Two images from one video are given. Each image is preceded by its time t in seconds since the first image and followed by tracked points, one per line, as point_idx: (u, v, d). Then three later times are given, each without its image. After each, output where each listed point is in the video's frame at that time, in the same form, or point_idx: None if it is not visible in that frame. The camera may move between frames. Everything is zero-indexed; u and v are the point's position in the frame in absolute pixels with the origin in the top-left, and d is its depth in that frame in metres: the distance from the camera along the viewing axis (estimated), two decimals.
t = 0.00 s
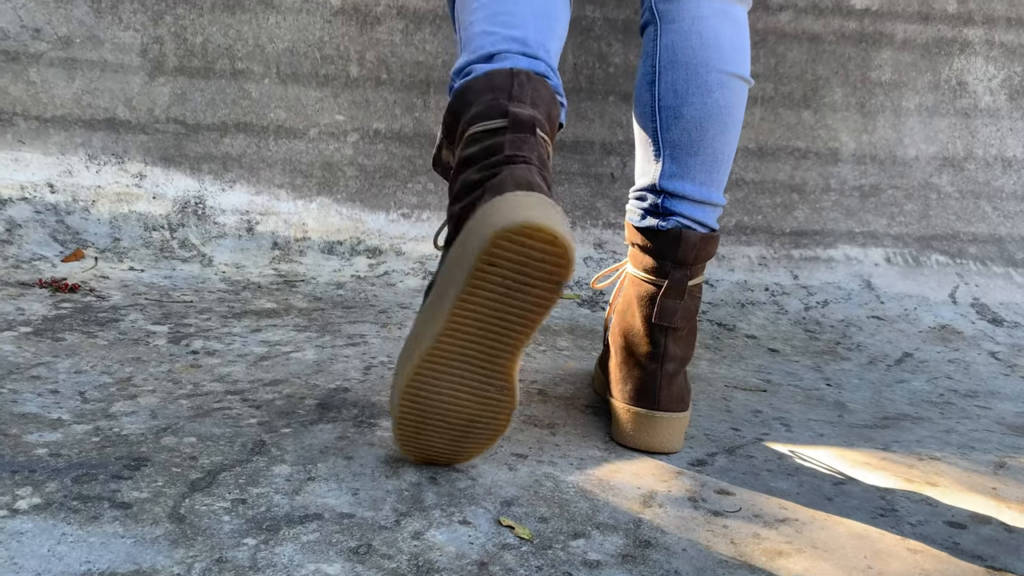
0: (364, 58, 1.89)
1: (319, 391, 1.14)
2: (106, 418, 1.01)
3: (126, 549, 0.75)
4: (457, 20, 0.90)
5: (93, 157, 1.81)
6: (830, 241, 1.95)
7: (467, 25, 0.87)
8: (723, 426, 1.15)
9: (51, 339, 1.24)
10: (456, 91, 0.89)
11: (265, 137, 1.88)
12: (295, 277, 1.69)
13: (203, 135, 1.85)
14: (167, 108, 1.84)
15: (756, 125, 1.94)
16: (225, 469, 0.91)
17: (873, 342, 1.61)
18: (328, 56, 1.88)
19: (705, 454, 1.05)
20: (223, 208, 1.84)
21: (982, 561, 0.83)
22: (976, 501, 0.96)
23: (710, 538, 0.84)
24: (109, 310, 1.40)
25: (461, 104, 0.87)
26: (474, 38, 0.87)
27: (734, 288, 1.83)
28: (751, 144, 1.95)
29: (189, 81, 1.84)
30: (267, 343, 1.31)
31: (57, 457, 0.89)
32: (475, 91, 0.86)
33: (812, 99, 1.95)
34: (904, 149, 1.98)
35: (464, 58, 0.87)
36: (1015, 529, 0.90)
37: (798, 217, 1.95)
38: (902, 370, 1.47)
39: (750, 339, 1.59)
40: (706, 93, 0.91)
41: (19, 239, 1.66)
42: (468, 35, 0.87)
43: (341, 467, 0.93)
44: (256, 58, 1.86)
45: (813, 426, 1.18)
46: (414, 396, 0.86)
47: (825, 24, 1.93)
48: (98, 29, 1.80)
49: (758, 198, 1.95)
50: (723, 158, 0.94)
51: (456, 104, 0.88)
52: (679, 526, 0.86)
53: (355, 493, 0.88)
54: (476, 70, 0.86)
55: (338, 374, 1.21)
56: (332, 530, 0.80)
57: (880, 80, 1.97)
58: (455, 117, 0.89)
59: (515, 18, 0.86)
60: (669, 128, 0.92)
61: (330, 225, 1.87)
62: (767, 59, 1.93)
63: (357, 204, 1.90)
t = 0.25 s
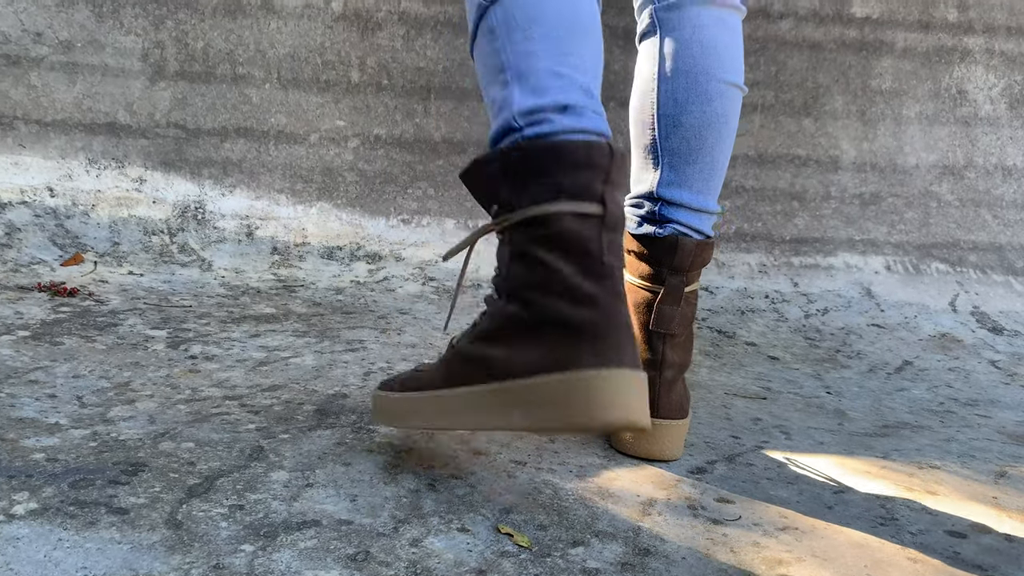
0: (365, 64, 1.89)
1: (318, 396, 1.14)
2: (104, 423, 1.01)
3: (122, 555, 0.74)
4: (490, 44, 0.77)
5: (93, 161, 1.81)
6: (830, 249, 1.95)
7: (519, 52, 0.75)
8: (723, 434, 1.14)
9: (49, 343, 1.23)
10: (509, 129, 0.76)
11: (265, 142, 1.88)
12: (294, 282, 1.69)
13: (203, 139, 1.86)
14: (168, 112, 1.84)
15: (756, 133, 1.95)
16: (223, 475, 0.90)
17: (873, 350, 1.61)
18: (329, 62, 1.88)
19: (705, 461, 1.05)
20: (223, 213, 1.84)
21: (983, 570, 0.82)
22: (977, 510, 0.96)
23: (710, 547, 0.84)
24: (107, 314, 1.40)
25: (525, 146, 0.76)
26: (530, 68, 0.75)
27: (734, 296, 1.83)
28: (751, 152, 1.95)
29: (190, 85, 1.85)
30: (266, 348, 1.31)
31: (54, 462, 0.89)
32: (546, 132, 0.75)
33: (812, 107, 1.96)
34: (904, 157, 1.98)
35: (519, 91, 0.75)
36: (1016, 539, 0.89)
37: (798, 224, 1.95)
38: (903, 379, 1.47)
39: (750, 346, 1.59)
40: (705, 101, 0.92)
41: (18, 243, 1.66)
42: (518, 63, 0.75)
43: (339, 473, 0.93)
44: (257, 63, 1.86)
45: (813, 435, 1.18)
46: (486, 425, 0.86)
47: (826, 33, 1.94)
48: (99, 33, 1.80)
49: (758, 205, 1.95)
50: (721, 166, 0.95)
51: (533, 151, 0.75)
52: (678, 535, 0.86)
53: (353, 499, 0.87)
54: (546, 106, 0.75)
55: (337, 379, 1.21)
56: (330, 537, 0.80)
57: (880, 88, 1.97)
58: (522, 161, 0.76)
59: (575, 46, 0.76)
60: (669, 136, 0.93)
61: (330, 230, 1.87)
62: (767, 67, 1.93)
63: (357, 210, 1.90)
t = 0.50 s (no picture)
0: (363, 67, 1.89)
1: (314, 400, 1.14)
2: (99, 425, 1.00)
3: (116, 558, 0.74)
4: (633, 71, 0.80)
5: (90, 163, 1.81)
6: (827, 254, 1.95)
7: (673, 84, 0.79)
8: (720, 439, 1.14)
9: (44, 345, 1.23)
10: (664, 161, 0.80)
11: (263, 144, 1.87)
12: (291, 285, 1.69)
13: (201, 141, 1.85)
14: (166, 115, 1.84)
15: (754, 138, 1.95)
16: (218, 478, 0.90)
17: (870, 356, 1.61)
18: (327, 65, 1.88)
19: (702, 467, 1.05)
20: (220, 215, 1.84)
21: None
22: (973, 516, 0.96)
23: (706, 552, 0.83)
24: (103, 316, 1.39)
25: (683, 182, 0.81)
26: (683, 104, 0.80)
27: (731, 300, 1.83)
28: (749, 157, 1.95)
29: (188, 87, 1.84)
30: (262, 351, 1.31)
31: (48, 464, 0.89)
32: (702, 168, 0.81)
33: (810, 113, 1.96)
34: (901, 162, 1.99)
35: (675, 124, 0.80)
36: (1013, 545, 0.89)
37: (796, 229, 1.96)
38: (900, 384, 1.47)
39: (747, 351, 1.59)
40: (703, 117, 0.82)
41: (15, 244, 1.66)
42: (672, 96, 0.79)
43: (335, 476, 0.93)
44: (256, 66, 1.86)
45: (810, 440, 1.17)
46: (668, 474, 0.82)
47: (823, 38, 1.94)
48: (97, 35, 1.80)
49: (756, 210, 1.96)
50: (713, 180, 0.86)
51: (708, 193, 0.80)
52: (674, 539, 0.85)
53: (348, 503, 0.87)
54: (702, 143, 0.80)
55: (334, 382, 1.21)
56: (325, 540, 0.80)
57: (878, 94, 1.98)
58: (689, 200, 0.80)
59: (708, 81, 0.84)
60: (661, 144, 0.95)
61: (327, 233, 1.87)
62: (765, 72, 1.93)
63: (355, 213, 1.90)
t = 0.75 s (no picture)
0: (356, 67, 1.89)
1: (305, 400, 1.13)
2: (87, 425, 1.00)
3: (102, 558, 0.73)
4: (742, 135, 0.77)
5: (81, 162, 1.80)
6: (818, 256, 1.96)
7: (770, 159, 0.79)
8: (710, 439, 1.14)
9: (33, 345, 1.22)
10: (748, 235, 0.79)
11: (255, 144, 1.87)
12: (282, 285, 1.68)
13: (193, 141, 1.85)
14: (157, 114, 1.84)
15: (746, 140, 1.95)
16: (206, 478, 0.90)
17: (861, 357, 1.61)
18: (320, 65, 1.88)
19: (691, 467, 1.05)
20: (212, 215, 1.83)
21: None
22: (962, 518, 0.96)
23: (695, 553, 0.83)
24: (93, 315, 1.39)
25: (757, 259, 0.81)
26: (771, 179, 0.80)
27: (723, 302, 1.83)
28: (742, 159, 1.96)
29: (181, 87, 1.84)
30: (253, 351, 1.31)
31: (35, 464, 0.88)
32: (773, 248, 0.81)
33: (802, 115, 1.97)
34: (892, 165, 1.99)
35: (764, 200, 0.79)
36: (1001, 546, 0.90)
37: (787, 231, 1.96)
38: (890, 386, 1.47)
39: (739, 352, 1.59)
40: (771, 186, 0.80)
41: (5, 243, 1.65)
42: (767, 170, 0.78)
43: (324, 476, 0.92)
44: (248, 65, 1.86)
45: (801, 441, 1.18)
46: (695, 538, 0.84)
47: (816, 41, 1.95)
48: (89, 34, 1.80)
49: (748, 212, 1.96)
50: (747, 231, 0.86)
51: (776, 274, 0.81)
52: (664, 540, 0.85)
53: (337, 503, 0.87)
54: (781, 223, 0.80)
55: (324, 383, 1.20)
56: (313, 541, 0.79)
57: (869, 97, 1.98)
58: (758, 281, 0.81)
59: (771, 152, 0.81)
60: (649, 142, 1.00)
61: (319, 233, 1.87)
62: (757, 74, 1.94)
63: (347, 213, 1.89)
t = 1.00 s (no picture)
0: (344, 65, 1.88)
1: (290, 399, 1.13)
2: (70, 424, 0.99)
3: (84, 558, 0.73)
4: (741, 146, 0.77)
5: (67, 160, 1.80)
6: (805, 255, 1.97)
7: (767, 171, 0.78)
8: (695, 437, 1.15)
9: (17, 343, 1.22)
10: (743, 246, 0.79)
11: (243, 142, 1.87)
12: (270, 284, 1.68)
13: (180, 139, 1.84)
14: (144, 111, 1.83)
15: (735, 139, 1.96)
16: (190, 477, 0.89)
17: (847, 356, 1.62)
18: (308, 63, 1.87)
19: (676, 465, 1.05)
20: (199, 213, 1.83)
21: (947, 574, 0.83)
22: (944, 515, 0.97)
23: (679, 549, 0.84)
24: (78, 314, 1.38)
25: (748, 269, 0.81)
26: (767, 190, 0.79)
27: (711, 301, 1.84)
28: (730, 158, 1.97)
29: (168, 84, 1.83)
30: (239, 349, 1.30)
31: (17, 463, 0.88)
32: (766, 259, 0.82)
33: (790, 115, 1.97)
34: (879, 165, 2.01)
35: (759, 211, 0.79)
36: (981, 543, 0.90)
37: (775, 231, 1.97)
38: (875, 384, 1.48)
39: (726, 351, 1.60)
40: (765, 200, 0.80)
41: None
42: (764, 182, 0.78)
43: (308, 475, 0.92)
44: (236, 63, 1.85)
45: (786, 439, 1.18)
46: (679, 538, 0.84)
47: (803, 41, 1.96)
48: (75, 31, 1.79)
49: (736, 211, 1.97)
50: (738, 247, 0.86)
51: (766, 285, 0.81)
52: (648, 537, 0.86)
53: (321, 502, 0.87)
54: (774, 235, 0.80)
55: (310, 381, 1.20)
56: (297, 539, 0.79)
57: (857, 97, 1.99)
58: (748, 292, 0.81)
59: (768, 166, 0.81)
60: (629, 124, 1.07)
61: (307, 232, 1.86)
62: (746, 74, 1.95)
63: (335, 211, 1.89)
